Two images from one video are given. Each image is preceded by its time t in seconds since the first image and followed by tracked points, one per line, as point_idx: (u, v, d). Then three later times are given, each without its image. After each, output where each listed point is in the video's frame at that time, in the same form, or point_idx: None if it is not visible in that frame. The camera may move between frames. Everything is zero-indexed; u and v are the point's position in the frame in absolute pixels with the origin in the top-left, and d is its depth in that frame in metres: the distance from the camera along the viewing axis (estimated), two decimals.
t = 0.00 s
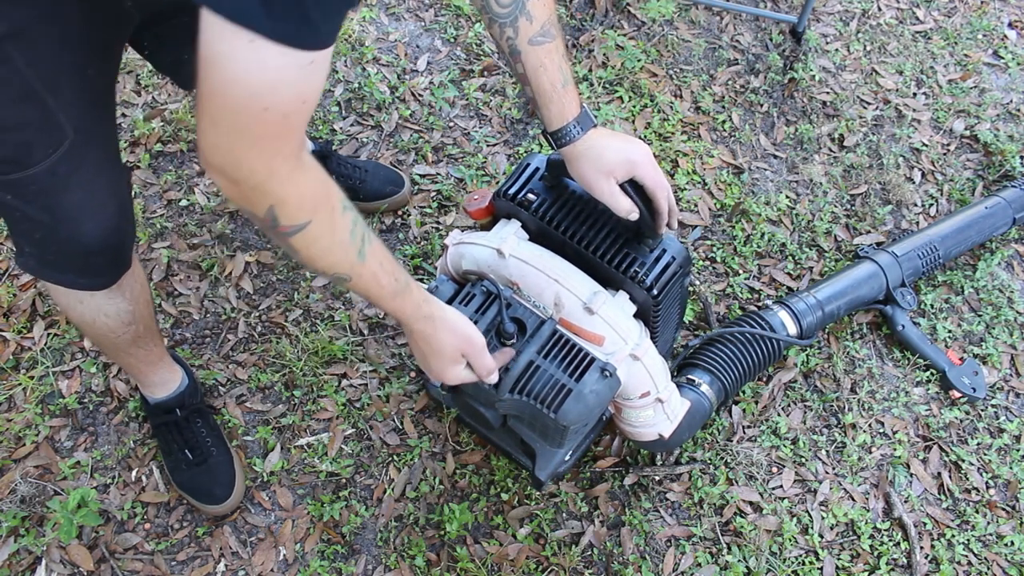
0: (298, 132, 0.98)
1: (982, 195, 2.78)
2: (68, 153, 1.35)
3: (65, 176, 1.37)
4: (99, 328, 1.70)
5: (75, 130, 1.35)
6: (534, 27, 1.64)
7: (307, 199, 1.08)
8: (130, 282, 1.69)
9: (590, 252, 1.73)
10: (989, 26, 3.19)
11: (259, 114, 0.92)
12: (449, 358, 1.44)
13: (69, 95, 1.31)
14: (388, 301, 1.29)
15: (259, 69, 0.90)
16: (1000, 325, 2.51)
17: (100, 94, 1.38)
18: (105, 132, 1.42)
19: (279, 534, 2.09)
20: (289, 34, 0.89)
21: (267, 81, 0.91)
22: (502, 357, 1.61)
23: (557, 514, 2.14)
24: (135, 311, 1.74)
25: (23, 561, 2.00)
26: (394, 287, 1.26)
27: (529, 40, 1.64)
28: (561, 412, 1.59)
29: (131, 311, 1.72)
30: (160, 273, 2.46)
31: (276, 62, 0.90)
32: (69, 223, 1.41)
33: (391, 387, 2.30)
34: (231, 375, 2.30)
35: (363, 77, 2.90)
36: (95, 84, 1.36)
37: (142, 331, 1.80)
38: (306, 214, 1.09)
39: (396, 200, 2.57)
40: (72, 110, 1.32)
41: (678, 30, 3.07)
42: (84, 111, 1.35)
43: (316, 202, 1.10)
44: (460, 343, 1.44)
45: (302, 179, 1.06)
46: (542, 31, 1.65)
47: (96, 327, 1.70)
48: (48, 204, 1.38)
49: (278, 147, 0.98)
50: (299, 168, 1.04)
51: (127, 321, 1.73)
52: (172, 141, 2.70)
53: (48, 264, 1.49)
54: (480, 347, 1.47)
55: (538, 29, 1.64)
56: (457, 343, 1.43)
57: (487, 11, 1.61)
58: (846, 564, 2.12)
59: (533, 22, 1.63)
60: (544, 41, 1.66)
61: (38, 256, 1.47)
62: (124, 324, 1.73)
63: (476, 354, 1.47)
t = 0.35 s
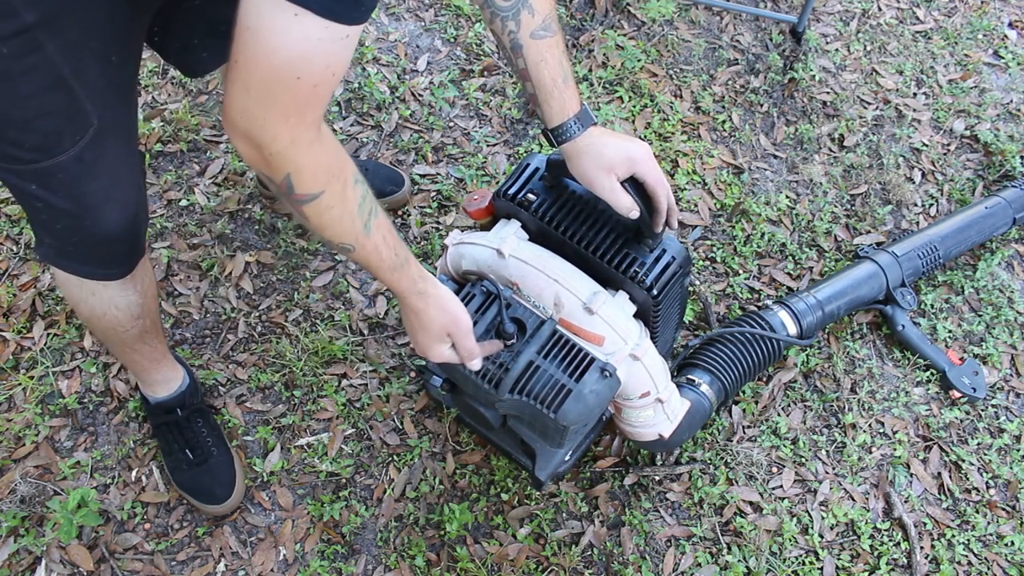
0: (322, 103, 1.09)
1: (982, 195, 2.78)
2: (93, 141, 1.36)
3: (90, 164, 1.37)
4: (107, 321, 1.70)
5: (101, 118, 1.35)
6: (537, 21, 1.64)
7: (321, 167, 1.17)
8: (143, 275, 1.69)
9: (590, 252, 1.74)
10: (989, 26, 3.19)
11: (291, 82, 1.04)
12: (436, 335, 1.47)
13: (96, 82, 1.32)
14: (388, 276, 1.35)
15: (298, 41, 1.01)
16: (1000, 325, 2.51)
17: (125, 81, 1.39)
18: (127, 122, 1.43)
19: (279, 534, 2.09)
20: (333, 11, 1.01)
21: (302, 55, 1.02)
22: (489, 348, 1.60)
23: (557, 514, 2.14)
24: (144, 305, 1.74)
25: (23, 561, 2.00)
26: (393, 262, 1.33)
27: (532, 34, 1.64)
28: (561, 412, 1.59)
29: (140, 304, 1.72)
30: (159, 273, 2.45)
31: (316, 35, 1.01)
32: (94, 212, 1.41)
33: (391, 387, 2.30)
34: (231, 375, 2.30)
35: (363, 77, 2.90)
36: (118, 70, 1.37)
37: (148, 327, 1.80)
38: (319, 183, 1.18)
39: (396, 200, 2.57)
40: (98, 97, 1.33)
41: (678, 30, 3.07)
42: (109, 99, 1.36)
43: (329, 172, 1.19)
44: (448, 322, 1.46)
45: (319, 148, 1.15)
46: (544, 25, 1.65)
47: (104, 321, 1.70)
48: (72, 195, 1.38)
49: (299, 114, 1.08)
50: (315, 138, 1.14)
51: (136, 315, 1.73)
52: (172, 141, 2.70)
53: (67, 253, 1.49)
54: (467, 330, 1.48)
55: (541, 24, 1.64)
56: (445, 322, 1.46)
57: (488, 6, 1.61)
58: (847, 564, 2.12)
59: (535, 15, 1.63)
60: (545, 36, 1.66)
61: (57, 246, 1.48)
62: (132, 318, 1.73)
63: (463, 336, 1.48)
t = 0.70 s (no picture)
0: (312, 108, 1.09)
1: (982, 195, 2.78)
2: (97, 143, 1.36)
3: (94, 165, 1.37)
4: (109, 322, 1.70)
5: (105, 120, 1.35)
6: (537, 21, 1.64)
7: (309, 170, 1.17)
8: (144, 275, 1.69)
9: (590, 253, 1.74)
10: (989, 26, 3.19)
11: (282, 86, 1.04)
12: (425, 339, 1.48)
13: (100, 83, 1.32)
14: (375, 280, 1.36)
15: (292, 47, 1.01)
16: (1000, 325, 2.51)
17: (131, 83, 1.39)
18: (133, 124, 1.43)
19: (278, 534, 2.09)
20: (329, 18, 1.02)
21: (295, 60, 1.02)
22: (484, 353, 1.60)
23: (557, 514, 2.14)
24: (146, 305, 1.74)
25: (23, 561, 2.00)
26: (382, 266, 1.33)
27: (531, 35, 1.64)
28: (561, 412, 1.59)
29: (141, 305, 1.72)
30: (160, 273, 2.46)
31: (310, 42, 1.02)
32: (97, 213, 1.42)
33: (391, 387, 2.30)
34: (231, 375, 2.31)
35: (363, 77, 2.90)
36: (125, 73, 1.37)
37: (149, 327, 1.80)
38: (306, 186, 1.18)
39: (396, 199, 2.57)
40: (103, 99, 1.33)
41: (678, 30, 3.07)
42: (115, 99, 1.36)
43: (316, 175, 1.19)
44: (437, 326, 1.47)
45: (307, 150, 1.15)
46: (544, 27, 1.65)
47: (105, 321, 1.70)
48: (75, 195, 1.38)
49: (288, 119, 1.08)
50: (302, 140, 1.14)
51: (137, 315, 1.74)
52: (172, 141, 2.70)
53: (69, 255, 1.49)
54: (457, 334, 1.48)
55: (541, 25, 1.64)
56: (434, 325, 1.46)
57: (488, 6, 1.61)
58: (846, 564, 2.12)
59: (536, 16, 1.63)
60: (545, 36, 1.66)
61: (61, 247, 1.48)
62: (133, 319, 1.74)
63: (453, 340, 1.48)
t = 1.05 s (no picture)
0: (309, 114, 1.09)
1: (982, 195, 2.78)
2: (92, 143, 1.36)
3: (89, 166, 1.37)
4: (107, 322, 1.70)
5: (100, 121, 1.35)
6: (537, 22, 1.64)
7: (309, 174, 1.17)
8: (142, 277, 1.68)
9: (590, 253, 1.74)
10: (989, 26, 3.19)
11: (277, 93, 1.03)
12: (430, 339, 1.48)
13: (95, 84, 1.32)
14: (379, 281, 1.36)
15: (287, 53, 1.01)
16: (1000, 325, 2.51)
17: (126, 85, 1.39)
18: (128, 125, 1.43)
19: (279, 534, 2.09)
20: (323, 24, 1.01)
21: (290, 67, 1.02)
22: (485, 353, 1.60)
23: (557, 514, 2.14)
24: (144, 306, 1.74)
25: (23, 561, 2.00)
26: (384, 267, 1.34)
27: (531, 36, 1.64)
28: (561, 412, 1.59)
29: (140, 305, 1.72)
30: (160, 273, 2.45)
31: (304, 49, 1.02)
32: (93, 214, 1.41)
33: (391, 387, 2.30)
34: (231, 375, 2.30)
35: (363, 77, 2.90)
36: (121, 74, 1.37)
37: (148, 327, 1.80)
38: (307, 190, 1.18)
39: (396, 199, 2.57)
40: (98, 100, 1.33)
41: (678, 30, 3.07)
42: (110, 100, 1.36)
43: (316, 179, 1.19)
44: (442, 324, 1.47)
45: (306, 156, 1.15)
46: (543, 28, 1.65)
47: (103, 321, 1.70)
48: (70, 196, 1.38)
49: (286, 126, 1.08)
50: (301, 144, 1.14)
51: (136, 316, 1.74)
52: (172, 141, 2.70)
53: (65, 256, 1.49)
54: (462, 330, 1.49)
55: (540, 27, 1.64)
56: (439, 324, 1.47)
57: (488, 7, 1.61)
58: (847, 564, 2.12)
59: (536, 17, 1.63)
60: (545, 37, 1.66)
61: (58, 247, 1.48)
62: (131, 320, 1.74)
63: (459, 337, 1.49)
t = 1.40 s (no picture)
0: (305, 116, 1.09)
1: (982, 195, 2.78)
2: (87, 142, 1.36)
3: (84, 165, 1.37)
4: (105, 322, 1.70)
5: (95, 120, 1.36)
6: (536, 23, 1.64)
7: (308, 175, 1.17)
8: (139, 276, 1.68)
9: (590, 253, 1.73)
10: (989, 25, 3.19)
11: (272, 95, 1.03)
12: (434, 339, 1.48)
13: (89, 83, 1.32)
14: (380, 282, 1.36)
15: (280, 55, 1.01)
16: (1000, 325, 2.51)
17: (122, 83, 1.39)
18: (123, 124, 1.43)
19: (278, 534, 2.09)
20: (314, 26, 1.01)
21: (283, 70, 1.02)
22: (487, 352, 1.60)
23: (557, 514, 2.14)
24: (142, 305, 1.74)
25: (23, 561, 2.00)
26: (385, 268, 1.33)
27: (531, 37, 1.64)
28: (561, 412, 1.59)
29: (138, 305, 1.72)
30: (160, 273, 2.46)
31: (296, 51, 1.02)
32: (88, 212, 1.41)
33: (391, 387, 2.30)
34: (231, 375, 2.31)
35: (363, 77, 2.90)
36: (116, 74, 1.37)
37: (146, 327, 1.80)
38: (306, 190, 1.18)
39: (396, 199, 2.57)
40: (93, 99, 1.34)
41: (678, 30, 3.07)
42: (105, 99, 1.36)
43: (315, 180, 1.19)
44: (445, 325, 1.47)
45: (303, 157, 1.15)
46: (542, 28, 1.65)
47: (101, 321, 1.70)
48: (65, 195, 1.38)
49: (281, 127, 1.08)
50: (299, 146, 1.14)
51: (133, 316, 1.74)
52: (172, 141, 2.70)
53: (61, 255, 1.49)
54: (466, 330, 1.49)
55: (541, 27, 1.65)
56: (443, 324, 1.46)
57: (488, 8, 1.61)
58: (846, 564, 2.12)
59: (536, 18, 1.63)
60: (545, 37, 1.66)
61: (54, 246, 1.48)
62: (129, 320, 1.74)
63: (462, 337, 1.49)
